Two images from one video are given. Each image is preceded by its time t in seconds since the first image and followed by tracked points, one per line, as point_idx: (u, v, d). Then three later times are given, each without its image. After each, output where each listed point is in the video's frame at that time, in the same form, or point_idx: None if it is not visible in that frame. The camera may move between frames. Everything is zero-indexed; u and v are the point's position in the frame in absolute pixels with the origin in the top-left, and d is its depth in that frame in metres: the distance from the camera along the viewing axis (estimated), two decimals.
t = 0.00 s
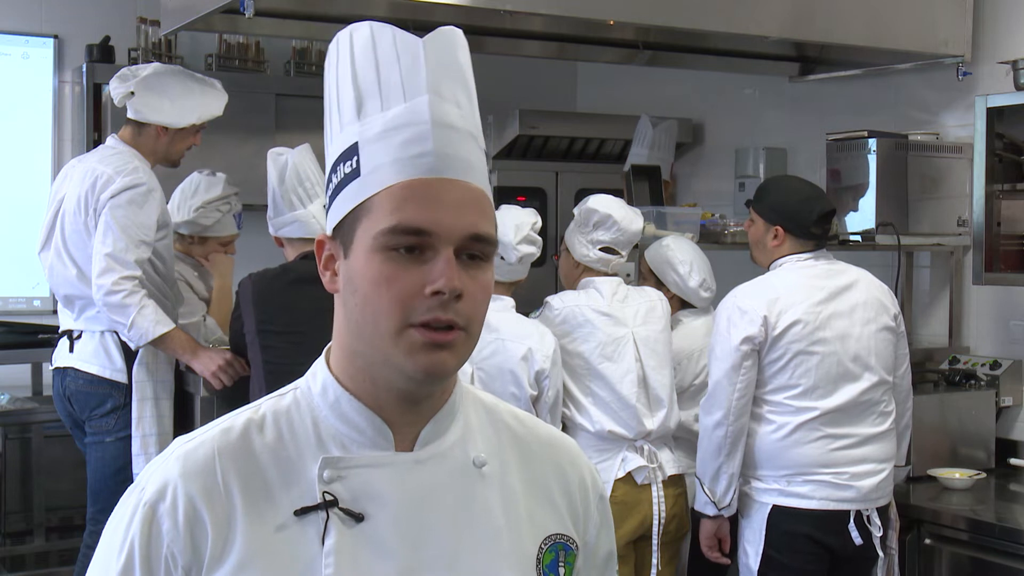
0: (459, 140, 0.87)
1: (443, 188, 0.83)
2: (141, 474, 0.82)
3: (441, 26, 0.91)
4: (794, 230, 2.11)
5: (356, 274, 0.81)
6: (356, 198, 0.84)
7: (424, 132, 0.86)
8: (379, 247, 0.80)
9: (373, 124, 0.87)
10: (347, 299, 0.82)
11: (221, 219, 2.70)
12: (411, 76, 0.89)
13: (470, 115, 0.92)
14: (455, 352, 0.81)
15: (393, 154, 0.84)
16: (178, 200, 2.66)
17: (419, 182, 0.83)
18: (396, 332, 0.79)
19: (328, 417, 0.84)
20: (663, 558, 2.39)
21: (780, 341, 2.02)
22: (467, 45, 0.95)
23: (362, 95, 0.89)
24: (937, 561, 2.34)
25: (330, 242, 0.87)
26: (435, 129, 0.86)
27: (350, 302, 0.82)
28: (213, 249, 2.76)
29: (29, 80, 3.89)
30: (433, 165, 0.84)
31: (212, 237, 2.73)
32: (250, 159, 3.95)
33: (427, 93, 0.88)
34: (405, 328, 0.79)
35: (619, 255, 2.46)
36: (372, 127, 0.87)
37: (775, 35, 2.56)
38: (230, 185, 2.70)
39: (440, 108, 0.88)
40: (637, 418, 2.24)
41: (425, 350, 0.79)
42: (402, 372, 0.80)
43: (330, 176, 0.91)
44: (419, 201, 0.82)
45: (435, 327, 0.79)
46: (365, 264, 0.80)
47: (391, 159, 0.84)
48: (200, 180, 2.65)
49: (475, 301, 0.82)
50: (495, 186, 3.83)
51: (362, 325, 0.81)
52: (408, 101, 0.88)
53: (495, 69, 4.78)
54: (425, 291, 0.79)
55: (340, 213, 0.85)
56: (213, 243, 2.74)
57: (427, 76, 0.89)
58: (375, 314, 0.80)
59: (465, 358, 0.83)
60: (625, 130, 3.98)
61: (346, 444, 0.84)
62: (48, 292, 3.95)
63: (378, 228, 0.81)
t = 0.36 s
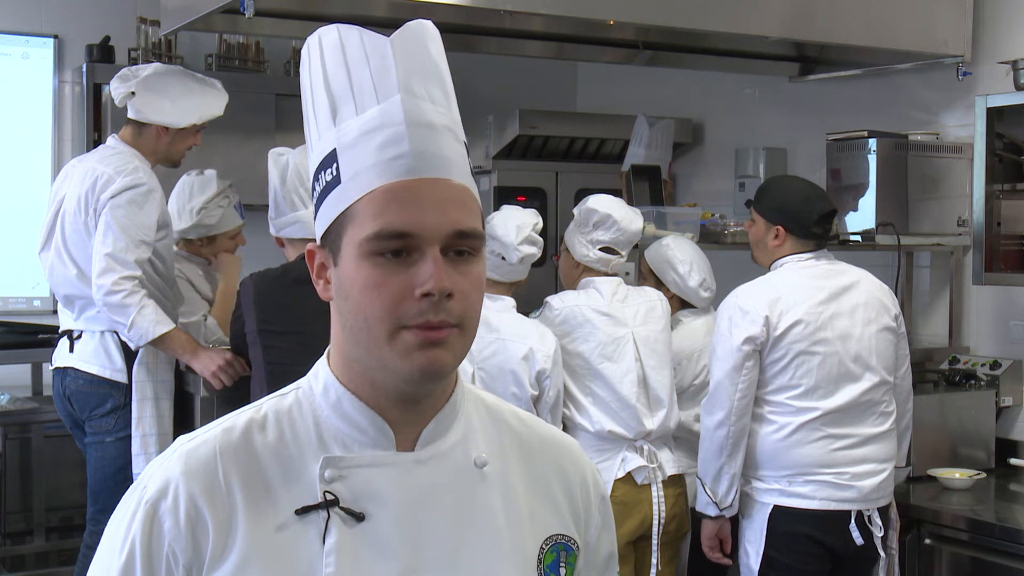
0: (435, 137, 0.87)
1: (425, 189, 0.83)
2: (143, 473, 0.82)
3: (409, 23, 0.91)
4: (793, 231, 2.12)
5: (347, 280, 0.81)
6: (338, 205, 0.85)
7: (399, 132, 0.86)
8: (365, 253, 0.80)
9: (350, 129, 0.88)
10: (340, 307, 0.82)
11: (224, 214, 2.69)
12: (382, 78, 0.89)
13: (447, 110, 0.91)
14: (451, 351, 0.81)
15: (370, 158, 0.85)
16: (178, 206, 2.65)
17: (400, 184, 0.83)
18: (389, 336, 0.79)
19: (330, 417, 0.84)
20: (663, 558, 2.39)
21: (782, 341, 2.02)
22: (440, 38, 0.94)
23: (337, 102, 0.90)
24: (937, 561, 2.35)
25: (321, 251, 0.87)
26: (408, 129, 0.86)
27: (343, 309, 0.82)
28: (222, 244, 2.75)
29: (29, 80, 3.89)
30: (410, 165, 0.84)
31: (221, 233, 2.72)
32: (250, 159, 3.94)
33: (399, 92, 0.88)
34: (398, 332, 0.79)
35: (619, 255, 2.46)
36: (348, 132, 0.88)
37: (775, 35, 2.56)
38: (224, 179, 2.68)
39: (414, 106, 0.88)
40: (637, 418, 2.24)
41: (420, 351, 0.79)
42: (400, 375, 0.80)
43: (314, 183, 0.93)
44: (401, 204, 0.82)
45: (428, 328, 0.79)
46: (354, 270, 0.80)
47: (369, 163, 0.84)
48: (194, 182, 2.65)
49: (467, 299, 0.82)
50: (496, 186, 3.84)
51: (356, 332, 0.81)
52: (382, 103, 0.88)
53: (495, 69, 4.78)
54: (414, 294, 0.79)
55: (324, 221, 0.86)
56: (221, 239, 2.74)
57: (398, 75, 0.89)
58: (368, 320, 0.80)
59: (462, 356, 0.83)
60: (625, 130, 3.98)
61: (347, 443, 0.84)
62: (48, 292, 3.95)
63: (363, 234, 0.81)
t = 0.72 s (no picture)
0: (431, 135, 0.87)
1: (422, 187, 0.83)
2: (148, 469, 0.82)
3: (401, 21, 0.91)
4: (793, 231, 2.12)
5: (347, 282, 0.81)
6: (337, 206, 0.85)
7: (394, 132, 0.86)
8: (365, 253, 0.80)
9: (345, 130, 0.88)
10: (342, 308, 0.82)
11: (234, 210, 2.75)
12: (376, 78, 0.89)
13: (443, 108, 0.91)
14: (454, 348, 0.81)
15: (366, 159, 0.85)
16: (185, 207, 2.69)
17: (398, 184, 0.83)
18: (391, 336, 0.79)
19: (336, 415, 0.84)
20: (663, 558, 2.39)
21: (781, 342, 2.02)
22: (434, 35, 0.94)
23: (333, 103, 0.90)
24: (937, 561, 2.35)
25: (323, 253, 0.87)
26: (403, 127, 0.86)
27: (345, 310, 0.82)
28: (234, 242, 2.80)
29: (29, 80, 3.89)
30: (407, 165, 0.84)
31: (231, 232, 2.77)
32: (250, 159, 3.95)
33: (394, 92, 0.88)
34: (401, 331, 0.79)
35: (619, 255, 2.46)
36: (344, 133, 0.88)
37: (775, 35, 2.56)
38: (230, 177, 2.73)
39: (409, 105, 0.88)
40: (637, 418, 2.24)
41: (422, 350, 0.79)
42: (404, 374, 0.80)
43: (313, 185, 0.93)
44: (399, 204, 0.82)
45: (430, 326, 0.79)
46: (355, 271, 0.81)
47: (365, 164, 0.84)
48: (200, 181, 2.69)
49: (468, 295, 0.82)
50: (496, 186, 3.84)
51: (358, 332, 0.81)
52: (376, 102, 0.88)
53: (495, 69, 4.78)
54: (415, 293, 0.79)
55: (324, 223, 0.86)
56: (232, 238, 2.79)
57: (392, 74, 0.88)
58: (370, 320, 0.80)
59: (466, 353, 0.83)
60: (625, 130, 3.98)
61: (352, 442, 0.84)
62: (48, 292, 3.95)
63: (361, 235, 0.81)
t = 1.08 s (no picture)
0: (443, 138, 0.87)
1: (434, 192, 0.83)
2: (156, 464, 0.82)
3: (411, 24, 0.91)
4: (793, 231, 2.12)
5: (359, 286, 0.81)
6: (348, 209, 0.85)
7: (405, 135, 0.86)
8: (376, 258, 0.80)
9: (356, 133, 0.88)
10: (353, 311, 0.82)
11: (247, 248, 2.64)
12: (386, 81, 0.89)
13: (454, 111, 0.91)
14: (465, 354, 0.81)
15: (377, 163, 0.85)
16: (206, 217, 2.60)
17: (409, 188, 0.83)
18: (403, 341, 0.79)
19: (344, 415, 0.84)
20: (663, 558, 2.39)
21: (782, 342, 2.02)
22: (444, 38, 0.94)
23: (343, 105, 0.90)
24: (937, 561, 2.35)
25: (333, 255, 0.87)
26: (414, 131, 0.86)
27: (355, 314, 0.82)
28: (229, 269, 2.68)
29: (29, 80, 3.89)
30: (417, 169, 0.84)
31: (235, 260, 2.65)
32: (250, 159, 3.95)
33: (404, 95, 0.88)
34: (412, 336, 0.79)
35: (619, 255, 2.46)
36: (354, 135, 0.88)
37: (775, 34, 2.56)
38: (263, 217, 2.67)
39: (419, 108, 0.88)
40: (637, 418, 2.24)
41: (433, 356, 0.79)
42: (414, 380, 0.80)
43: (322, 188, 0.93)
44: (411, 208, 0.82)
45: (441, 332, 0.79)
46: (366, 276, 0.81)
47: (376, 168, 0.84)
48: (235, 203, 2.62)
49: (479, 301, 0.82)
50: (495, 186, 3.84)
51: (369, 337, 0.81)
52: (387, 105, 0.88)
53: (495, 69, 4.78)
54: (426, 298, 0.79)
55: (334, 226, 0.86)
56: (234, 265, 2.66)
57: (402, 76, 0.89)
58: (381, 325, 0.80)
59: (476, 358, 0.83)
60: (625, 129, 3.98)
61: (360, 441, 0.84)
62: (48, 292, 3.95)
63: (373, 239, 0.81)
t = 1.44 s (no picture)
0: (465, 143, 0.87)
1: (452, 191, 0.83)
2: (148, 465, 0.82)
3: (448, 28, 0.91)
4: (793, 231, 2.11)
5: (366, 274, 0.81)
6: (366, 199, 0.84)
7: (432, 135, 0.86)
8: (387, 249, 0.80)
9: (381, 126, 0.87)
10: (356, 299, 0.82)
11: (245, 246, 2.64)
12: (418, 79, 0.89)
13: (476, 117, 0.92)
14: (463, 354, 0.81)
15: (400, 158, 0.85)
16: (206, 215, 2.60)
17: (429, 185, 0.83)
18: (404, 333, 0.79)
19: (336, 414, 0.84)
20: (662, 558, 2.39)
21: (781, 343, 2.02)
22: (472, 45, 0.95)
23: (370, 96, 0.89)
24: (937, 561, 2.35)
25: (340, 243, 0.87)
26: (441, 133, 0.86)
27: (358, 302, 0.82)
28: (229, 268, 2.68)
29: (29, 80, 3.89)
30: (441, 169, 0.84)
31: (235, 259, 2.65)
32: (250, 159, 3.95)
33: (434, 95, 0.88)
34: (414, 329, 0.79)
35: (620, 255, 2.46)
36: (379, 128, 0.87)
37: (776, 34, 2.56)
38: (260, 214, 2.66)
39: (448, 111, 0.89)
40: (637, 418, 2.24)
41: (433, 352, 0.79)
42: (412, 373, 0.80)
43: (336, 178, 0.91)
44: (427, 203, 0.82)
45: (443, 329, 0.79)
46: (375, 265, 0.80)
47: (398, 163, 0.84)
48: (232, 202, 2.62)
49: (483, 303, 0.82)
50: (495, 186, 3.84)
51: (370, 326, 0.81)
52: (416, 103, 0.88)
53: (495, 69, 4.78)
54: (433, 294, 0.79)
55: (349, 215, 0.85)
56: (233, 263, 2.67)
57: (435, 78, 0.89)
58: (385, 315, 0.80)
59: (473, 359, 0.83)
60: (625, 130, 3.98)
61: (352, 440, 0.84)
62: (48, 292, 3.95)
63: (386, 230, 0.81)
